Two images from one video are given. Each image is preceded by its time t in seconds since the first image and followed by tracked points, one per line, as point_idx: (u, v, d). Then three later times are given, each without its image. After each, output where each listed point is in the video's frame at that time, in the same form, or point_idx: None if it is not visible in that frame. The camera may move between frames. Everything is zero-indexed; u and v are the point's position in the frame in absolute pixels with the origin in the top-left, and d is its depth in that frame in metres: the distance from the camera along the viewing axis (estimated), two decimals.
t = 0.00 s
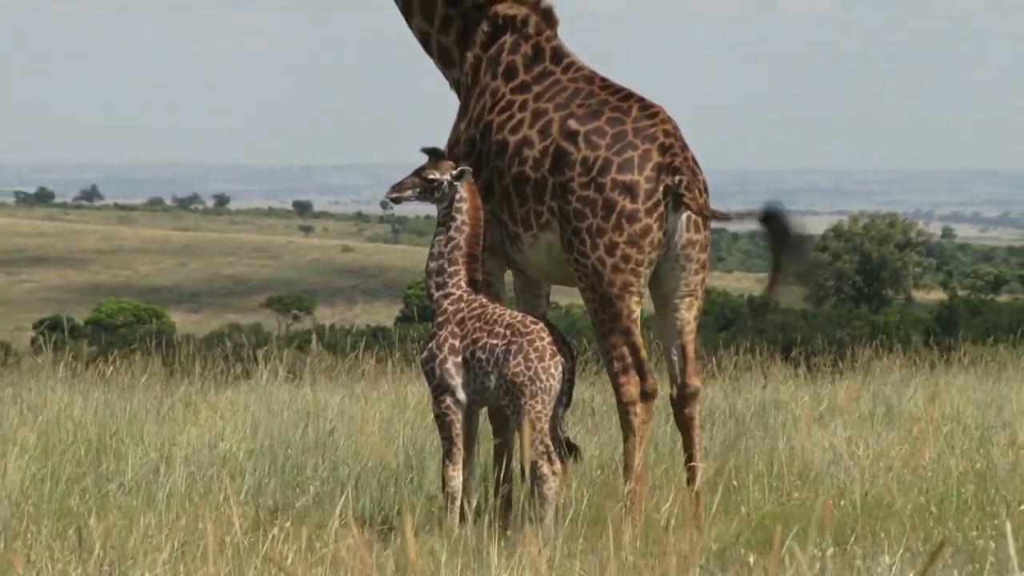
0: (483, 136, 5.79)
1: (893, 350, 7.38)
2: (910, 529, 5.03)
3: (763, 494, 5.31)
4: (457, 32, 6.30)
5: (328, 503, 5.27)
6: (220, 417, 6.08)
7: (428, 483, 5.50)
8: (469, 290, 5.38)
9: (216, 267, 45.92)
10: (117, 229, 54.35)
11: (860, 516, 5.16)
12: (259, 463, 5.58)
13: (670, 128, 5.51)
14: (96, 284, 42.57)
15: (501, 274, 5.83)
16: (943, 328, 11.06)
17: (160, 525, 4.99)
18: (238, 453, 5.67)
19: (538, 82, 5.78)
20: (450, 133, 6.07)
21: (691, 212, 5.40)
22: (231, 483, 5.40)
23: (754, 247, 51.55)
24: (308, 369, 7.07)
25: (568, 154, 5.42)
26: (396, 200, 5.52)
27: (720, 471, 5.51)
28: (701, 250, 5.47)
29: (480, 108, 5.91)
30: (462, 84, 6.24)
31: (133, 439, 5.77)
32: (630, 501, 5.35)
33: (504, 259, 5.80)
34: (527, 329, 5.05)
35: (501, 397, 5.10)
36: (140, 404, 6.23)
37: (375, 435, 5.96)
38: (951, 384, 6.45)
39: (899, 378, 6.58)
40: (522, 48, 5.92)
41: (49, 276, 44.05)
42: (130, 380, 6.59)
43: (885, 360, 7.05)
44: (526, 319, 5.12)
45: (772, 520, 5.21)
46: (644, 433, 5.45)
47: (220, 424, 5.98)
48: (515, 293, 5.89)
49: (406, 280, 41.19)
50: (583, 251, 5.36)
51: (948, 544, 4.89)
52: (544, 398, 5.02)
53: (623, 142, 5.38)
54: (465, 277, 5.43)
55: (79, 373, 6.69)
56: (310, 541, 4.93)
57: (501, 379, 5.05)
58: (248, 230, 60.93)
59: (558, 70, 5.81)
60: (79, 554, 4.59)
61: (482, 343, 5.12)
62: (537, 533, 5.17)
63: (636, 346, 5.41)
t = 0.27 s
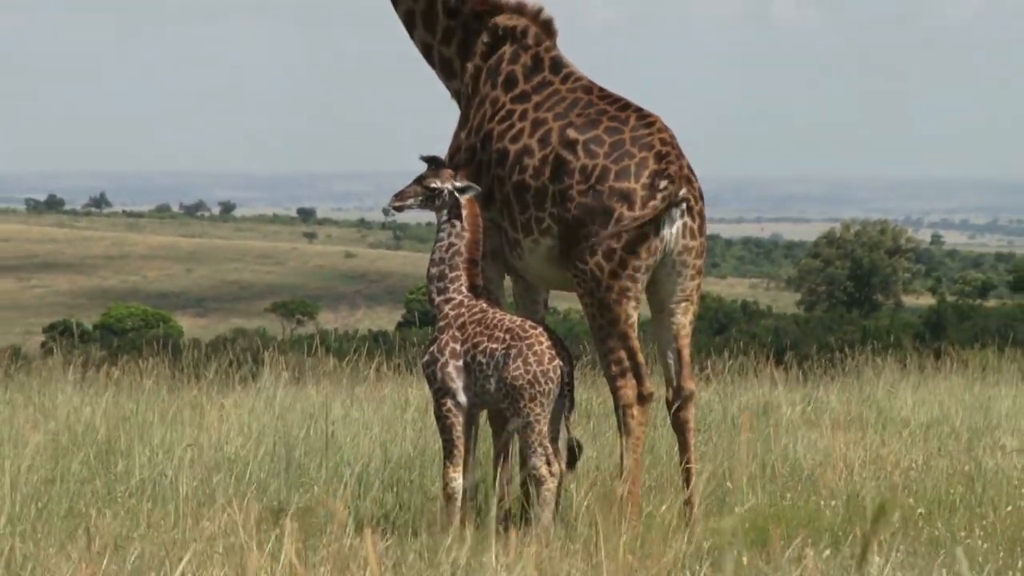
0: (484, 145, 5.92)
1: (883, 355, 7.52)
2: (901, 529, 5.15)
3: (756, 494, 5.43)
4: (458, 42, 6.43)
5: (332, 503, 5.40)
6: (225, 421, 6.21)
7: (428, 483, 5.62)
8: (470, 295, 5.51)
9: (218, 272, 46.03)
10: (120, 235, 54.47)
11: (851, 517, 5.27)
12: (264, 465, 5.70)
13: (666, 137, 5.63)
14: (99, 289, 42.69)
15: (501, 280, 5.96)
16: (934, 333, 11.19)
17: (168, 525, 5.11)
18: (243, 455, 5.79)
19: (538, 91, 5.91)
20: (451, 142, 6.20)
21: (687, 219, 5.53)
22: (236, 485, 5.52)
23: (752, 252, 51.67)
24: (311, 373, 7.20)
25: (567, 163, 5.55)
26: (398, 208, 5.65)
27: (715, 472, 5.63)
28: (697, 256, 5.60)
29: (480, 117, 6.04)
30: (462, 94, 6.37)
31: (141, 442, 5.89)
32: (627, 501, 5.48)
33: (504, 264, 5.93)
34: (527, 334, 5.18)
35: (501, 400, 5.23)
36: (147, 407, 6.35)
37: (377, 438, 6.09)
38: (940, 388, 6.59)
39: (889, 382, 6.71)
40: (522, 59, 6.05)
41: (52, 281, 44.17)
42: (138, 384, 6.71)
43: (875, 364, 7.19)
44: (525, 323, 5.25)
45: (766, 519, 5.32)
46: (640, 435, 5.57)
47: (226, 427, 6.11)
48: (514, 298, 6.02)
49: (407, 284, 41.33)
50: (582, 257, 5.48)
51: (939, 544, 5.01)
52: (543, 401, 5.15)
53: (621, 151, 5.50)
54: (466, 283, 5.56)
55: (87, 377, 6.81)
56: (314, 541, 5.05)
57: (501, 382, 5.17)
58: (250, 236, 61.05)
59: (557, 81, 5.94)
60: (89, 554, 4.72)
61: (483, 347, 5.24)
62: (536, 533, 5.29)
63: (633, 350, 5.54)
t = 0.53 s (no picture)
0: (485, 155, 6.05)
1: (876, 360, 7.65)
2: (892, 531, 5.27)
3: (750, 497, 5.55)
4: (459, 56, 6.57)
5: (337, 505, 5.53)
6: (232, 426, 6.33)
7: (430, 486, 5.75)
8: (471, 302, 5.64)
9: (219, 280, 46.19)
10: (124, 243, 54.63)
11: (844, 518, 5.39)
12: (270, 469, 5.83)
13: (663, 148, 5.77)
14: (103, 297, 42.81)
15: (501, 287, 6.09)
16: (926, 340, 11.32)
17: (175, 527, 5.24)
18: (249, 460, 5.92)
19: (537, 103, 6.04)
20: (452, 152, 6.33)
21: (683, 228, 5.66)
22: (241, 488, 5.64)
23: (751, 261, 51.80)
24: (315, 378, 7.32)
25: (567, 173, 5.68)
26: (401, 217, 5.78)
27: (709, 476, 5.76)
28: (693, 264, 5.73)
29: (481, 129, 6.18)
30: (464, 106, 6.51)
31: (149, 446, 6.02)
32: (624, 504, 5.61)
33: (504, 272, 6.06)
34: (527, 340, 5.31)
35: (501, 404, 5.36)
36: (155, 412, 6.48)
37: (381, 442, 6.22)
38: (930, 393, 6.71)
39: (882, 388, 6.83)
40: (522, 71, 6.19)
41: (55, 289, 44.31)
42: (146, 389, 6.84)
43: (867, 369, 7.32)
44: (525, 330, 5.38)
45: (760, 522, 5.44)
46: (638, 439, 5.70)
47: (233, 432, 6.24)
48: (513, 305, 6.15)
49: (408, 292, 41.44)
50: (580, 265, 5.62)
51: (928, 545, 5.12)
52: (542, 406, 5.28)
53: (619, 161, 5.64)
54: (467, 290, 5.69)
55: (96, 382, 6.94)
56: (318, 542, 5.18)
57: (502, 388, 5.30)
58: (252, 245, 61.19)
59: (557, 93, 6.08)
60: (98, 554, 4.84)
61: (484, 352, 5.38)
62: (535, 535, 5.42)
63: (630, 356, 5.67)
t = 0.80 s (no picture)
0: (480, 168, 6.18)
1: (861, 367, 7.79)
2: (876, 534, 5.39)
3: (739, 501, 5.68)
4: (455, 70, 6.71)
5: (337, 509, 5.65)
6: (233, 433, 6.46)
7: (427, 491, 5.88)
8: (466, 311, 5.77)
9: (217, 289, 46.32)
10: (123, 255, 54.77)
11: (831, 521, 5.51)
12: (270, 475, 5.96)
13: (654, 161, 5.90)
14: (101, 308, 42.89)
15: (496, 297, 6.22)
16: (914, 348, 11.45)
17: (178, 531, 5.37)
18: (249, 466, 6.05)
19: (531, 117, 6.18)
20: (449, 164, 6.46)
21: (674, 239, 5.80)
22: (241, 493, 5.77)
23: (746, 271, 51.95)
24: (314, 385, 7.45)
25: (560, 185, 5.81)
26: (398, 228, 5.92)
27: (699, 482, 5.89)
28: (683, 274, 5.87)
29: (477, 142, 6.31)
30: (460, 119, 6.64)
31: (152, 452, 6.15)
32: (616, 509, 5.74)
33: (499, 281, 6.19)
34: (521, 348, 5.44)
35: (496, 411, 5.49)
36: (157, 419, 6.61)
37: (378, 448, 6.35)
38: (915, 400, 6.84)
39: (868, 395, 6.96)
40: (517, 85, 6.32)
41: (55, 300, 44.42)
42: (149, 397, 6.97)
43: (853, 376, 7.46)
44: (520, 338, 5.51)
45: (748, 525, 5.57)
46: (630, 445, 5.83)
47: (234, 438, 6.37)
48: (508, 313, 6.28)
49: (405, 302, 41.58)
50: (573, 274, 5.75)
51: (913, 548, 5.24)
52: (536, 412, 5.41)
53: (611, 174, 5.77)
54: (463, 299, 5.82)
55: (98, 390, 7.06)
56: (316, 545, 5.30)
57: (497, 394, 5.43)
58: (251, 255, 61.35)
59: (551, 106, 6.21)
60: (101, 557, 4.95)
61: (479, 360, 5.50)
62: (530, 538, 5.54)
63: (622, 363, 5.80)
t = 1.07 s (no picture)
0: (477, 176, 6.31)
1: (849, 371, 7.93)
2: (863, 535, 5.52)
3: (731, 502, 5.81)
4: (452, 81, 6.85)
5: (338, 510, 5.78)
6: (235, 436, 6.59)
7: (425, 492, 6.01)
8: (464, 317, 5.91)
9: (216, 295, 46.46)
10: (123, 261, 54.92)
11: (820, 523, 5.64)
12: (272, 477, 6.10)
13: (647, 170, 6.03)
14: (101, 315, 42.97)
15: (492, 303, 6.36)
16: (899, 353, 11.61)
17: (181, 532, 5.50)
18: (252, 468, 6.18)
19: (527, 127, 6.31)
20: (446, 174, 6.59)
21: (666, 246, 5.93)
22: (244, 495, 5.90)
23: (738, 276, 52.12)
24: (314, 390, 7.59)
25: (555, 193, 5.93)
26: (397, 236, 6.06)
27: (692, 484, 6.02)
28: (676, 280, 6.00)
29: (474, 151, 6.44)
30: (457, 129, 6.78)
31: (156, 455, 6.28)
32: (610, 510, 5.86)
33: (496, 288, 6.33)
34: (517, 353, 5.57)
35: (493, 415, 5.61)
36: (161, 423, 6.74)
37: (377, 450, 6.48)
38: (901, 404, 6.98)
39: (856, 398, 7.10)
40: (513, 96, 6.46)
41: (55, 307, 44.55)
42: (153, 401, 7.10)
43: (841, 380, 7.60)
44: (516, 343, 5.65)
45: (740, 526, 5.70)
46: (624, 448, 5.96)
47: (237, 441, 6.51)
48: (505, 319, 6.42)
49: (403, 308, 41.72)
50: (568, 280, 5.87)
51: (900, 548, 5.37)
52: (532, 416, 5.53)
53: (605, 182, 5.89)
54: (460, 305, 5.96)
55: (104, 394, 7.19)
56: (317, 546, 5.43)
57: (494, 399, 5.56)
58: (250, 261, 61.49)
59: (546, 117, 6.34)
60: (108, 559, 5.07)
61: (477, 365, 5.64)
62: (526, 539, 5.67)
63: (616, 368, 5.94)
